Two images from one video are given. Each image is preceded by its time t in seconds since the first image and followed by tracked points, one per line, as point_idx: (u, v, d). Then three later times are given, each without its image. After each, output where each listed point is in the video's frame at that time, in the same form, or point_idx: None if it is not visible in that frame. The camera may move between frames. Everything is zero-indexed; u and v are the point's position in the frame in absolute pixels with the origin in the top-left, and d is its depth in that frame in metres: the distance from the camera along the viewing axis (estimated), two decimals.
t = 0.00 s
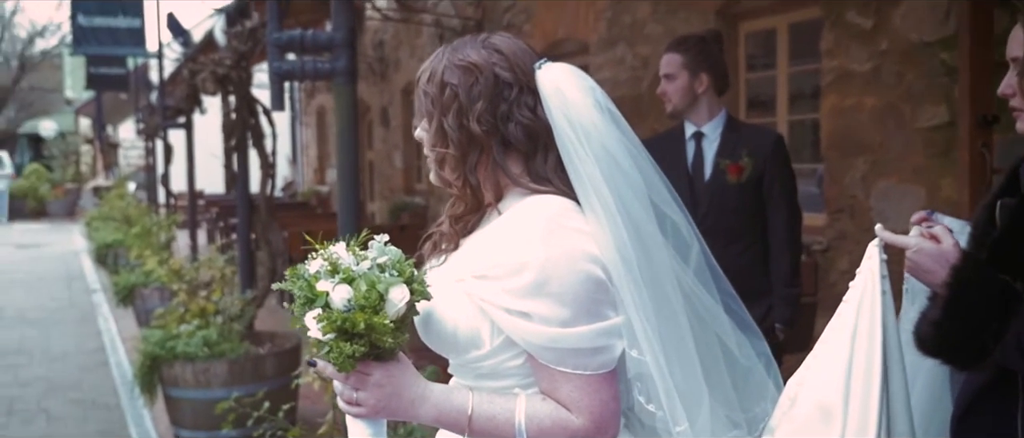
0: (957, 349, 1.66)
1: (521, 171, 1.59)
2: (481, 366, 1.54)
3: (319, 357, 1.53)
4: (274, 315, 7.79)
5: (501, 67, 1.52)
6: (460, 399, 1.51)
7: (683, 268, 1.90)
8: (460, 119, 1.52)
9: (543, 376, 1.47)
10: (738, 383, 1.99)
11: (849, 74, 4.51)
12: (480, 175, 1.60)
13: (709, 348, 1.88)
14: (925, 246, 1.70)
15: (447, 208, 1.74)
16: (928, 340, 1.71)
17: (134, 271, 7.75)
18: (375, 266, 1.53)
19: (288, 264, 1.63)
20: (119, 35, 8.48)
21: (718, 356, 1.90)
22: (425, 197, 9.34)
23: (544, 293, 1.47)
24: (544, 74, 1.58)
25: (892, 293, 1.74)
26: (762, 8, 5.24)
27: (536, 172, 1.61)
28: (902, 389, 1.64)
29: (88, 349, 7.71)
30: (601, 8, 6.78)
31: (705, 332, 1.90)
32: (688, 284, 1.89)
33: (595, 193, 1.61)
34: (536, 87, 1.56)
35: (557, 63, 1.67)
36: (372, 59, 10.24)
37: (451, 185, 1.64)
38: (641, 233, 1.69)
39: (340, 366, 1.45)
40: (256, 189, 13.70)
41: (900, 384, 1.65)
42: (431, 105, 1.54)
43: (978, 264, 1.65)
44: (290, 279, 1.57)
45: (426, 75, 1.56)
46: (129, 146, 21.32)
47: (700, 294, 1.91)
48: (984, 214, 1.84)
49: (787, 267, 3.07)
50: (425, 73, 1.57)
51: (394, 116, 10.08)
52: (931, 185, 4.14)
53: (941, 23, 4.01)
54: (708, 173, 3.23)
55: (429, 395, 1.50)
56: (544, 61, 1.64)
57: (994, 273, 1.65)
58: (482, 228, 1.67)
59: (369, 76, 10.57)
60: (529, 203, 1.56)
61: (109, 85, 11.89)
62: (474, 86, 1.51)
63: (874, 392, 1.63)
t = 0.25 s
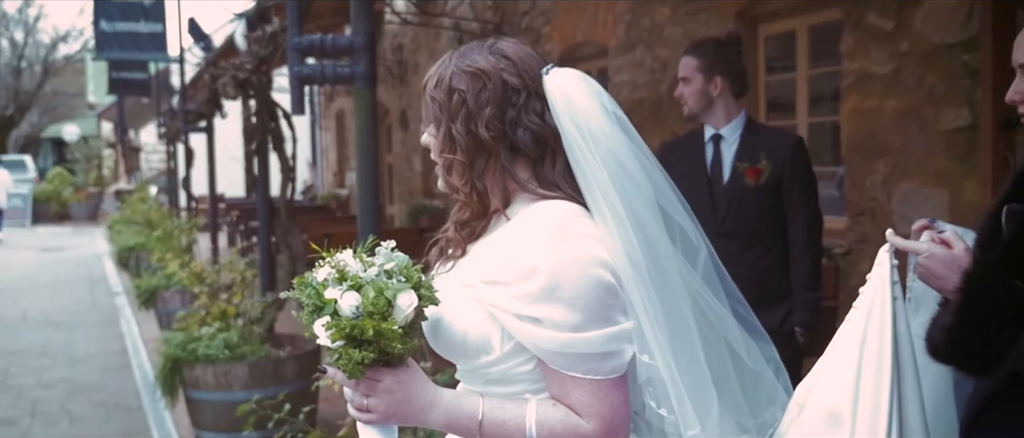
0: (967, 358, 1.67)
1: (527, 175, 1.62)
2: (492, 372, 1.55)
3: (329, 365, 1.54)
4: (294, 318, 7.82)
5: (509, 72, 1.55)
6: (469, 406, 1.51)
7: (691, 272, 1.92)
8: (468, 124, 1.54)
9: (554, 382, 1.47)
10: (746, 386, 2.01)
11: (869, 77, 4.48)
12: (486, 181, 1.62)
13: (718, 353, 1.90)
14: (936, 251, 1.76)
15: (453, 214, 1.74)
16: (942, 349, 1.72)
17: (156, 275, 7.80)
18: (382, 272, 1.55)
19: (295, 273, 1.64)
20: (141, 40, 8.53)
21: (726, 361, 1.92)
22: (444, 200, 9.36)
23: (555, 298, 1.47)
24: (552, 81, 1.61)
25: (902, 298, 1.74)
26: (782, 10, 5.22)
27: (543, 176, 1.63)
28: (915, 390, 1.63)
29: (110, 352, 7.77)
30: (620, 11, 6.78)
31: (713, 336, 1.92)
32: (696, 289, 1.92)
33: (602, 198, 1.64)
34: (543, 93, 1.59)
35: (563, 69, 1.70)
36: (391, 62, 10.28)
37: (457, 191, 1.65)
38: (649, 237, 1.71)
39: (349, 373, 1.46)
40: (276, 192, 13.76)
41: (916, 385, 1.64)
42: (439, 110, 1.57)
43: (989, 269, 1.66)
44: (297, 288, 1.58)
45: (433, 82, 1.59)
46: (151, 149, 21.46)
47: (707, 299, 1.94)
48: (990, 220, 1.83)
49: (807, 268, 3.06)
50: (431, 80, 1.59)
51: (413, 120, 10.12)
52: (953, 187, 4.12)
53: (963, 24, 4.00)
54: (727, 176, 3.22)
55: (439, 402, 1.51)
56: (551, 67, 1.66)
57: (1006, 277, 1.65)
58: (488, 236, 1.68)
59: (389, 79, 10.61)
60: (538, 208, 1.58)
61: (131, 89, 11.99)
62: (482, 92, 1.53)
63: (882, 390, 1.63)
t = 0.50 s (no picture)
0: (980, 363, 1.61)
1: (534, 180, 1.62)
2: (499, 377, 1.56)
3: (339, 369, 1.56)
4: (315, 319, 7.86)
5: (516, 78, 1.56)
6: (478, 409, 1.53)
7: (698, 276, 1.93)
8: (475, 128, 1.55)
9: (563, 386, 1.50)
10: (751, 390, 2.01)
11: (891, 79, 4.46)
12: (493, 186, 1.63)
13: (725, 357, 1.91)
14: (946, 255, 1.75)
15: (459, 219, 1.74)
16: (955, 354, 1.65)
17: (178, 276, 7.86)
18: (390, 276, 1.56)
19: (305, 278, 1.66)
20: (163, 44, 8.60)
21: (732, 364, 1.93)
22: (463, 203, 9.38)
23: (564, 303, 1.49)
24: (559, 85, 1.62)
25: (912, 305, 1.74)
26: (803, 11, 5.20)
27: (550, 181, 1.64)
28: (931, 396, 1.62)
29: (132, 352, 7.83)
30: (640, 14, 6.77)
31: (720, 339, 1.93)
32: (704, 292, 1.92)
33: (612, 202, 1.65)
34: (550, 98, 1.60)
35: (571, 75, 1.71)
36: (410, 65, 10.32)
37: (463, 196, 1.66)
38: (658, 242, 1.72)
39: (357, 377, 1.48)
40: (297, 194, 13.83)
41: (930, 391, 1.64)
42: (446, 116, 1.58)
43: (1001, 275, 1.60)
44: (306, 293, 1.60)
45: (440, 88, 1.60)
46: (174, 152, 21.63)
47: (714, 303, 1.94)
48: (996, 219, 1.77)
49: (828, 271, 3.03)
50: (438, 86, 1.60)
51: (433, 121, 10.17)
52: (977, 190, 4.10)
53: (987, 26, 3.97)
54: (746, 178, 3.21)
55: (448, 406, 1.53)
56: (558, 72, 1.67)
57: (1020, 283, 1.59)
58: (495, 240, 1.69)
59: (408, 82, 10.65)
60: (545, 214, 1.59)
61: (153, 92, 12.08)
62: (489, 97, 1.55)
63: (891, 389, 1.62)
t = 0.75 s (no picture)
0: (990, 368, 1.68)
1: (540, 184, 1.64)
2: (504, 382, 1.57)
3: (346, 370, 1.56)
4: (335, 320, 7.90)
5: (522, 83, 1.59)
6: (485, 413, 1.53)
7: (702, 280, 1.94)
8: (481, 133, 1.58)
9: (570, 391, 1.51)
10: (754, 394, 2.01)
11: (914, 81, 4.43)
12: (499, 190, 1.65)
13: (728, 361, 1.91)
14: (958, 261, 1.77)
15: (466, 224, 1.76)
16: (966, 358, 1.71)
17: (199, 276, 7.91)
18: (399, 279, 1.57)
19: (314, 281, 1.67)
20: (186, 45, 8.67)
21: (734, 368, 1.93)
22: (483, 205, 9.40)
23: (573, 306, 1.50)
24: (564, 92, 1.64)
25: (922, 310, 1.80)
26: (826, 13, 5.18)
27: (557, 186, 1.65)
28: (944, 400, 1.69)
29: (154, 352, 7.88)
30: (661, 15, 6.76)
31: (725, 343, 1.93)
32: (707, 296, 1.93)
33: (617, 206, 1.66)
34: (556, 103, 1.63)
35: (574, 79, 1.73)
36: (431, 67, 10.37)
37: (469, 200, 1.68)
38: (663, 247, 1.74)
39: (366, 378, 1.48)
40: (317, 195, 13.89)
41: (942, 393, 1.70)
42: (452, 121, 1.60)
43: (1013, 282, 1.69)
44: (316, 294, 1.61)
45: (446, 92, 1.63)
46: (195, 153, 21.78)
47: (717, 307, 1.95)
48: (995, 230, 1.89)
49: (848, 273, 3.01)
50: (444, 90, 1.63)
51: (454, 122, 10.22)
52: (1000, 193, 4.06)
53: (1012, 28, 3.94)
54: (765, 181, 3.20)
55: (454, 410, 1.52)
56: (563, 78, 1.69)
57: None
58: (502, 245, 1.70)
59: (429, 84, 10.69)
60: (552, 218, 1.60)
61: (176, 93, 12.17)
62: (496, 101, 1.57)
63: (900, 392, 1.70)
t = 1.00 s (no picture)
0: (1000, 373, 1.70)
1: (544, 187, 1.64)
2: (504, 386, 1.56)
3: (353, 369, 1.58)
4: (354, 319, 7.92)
5: (527, 86, 1.59)
6: (490, 417, 1.54)
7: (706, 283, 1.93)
8: (486, 136, 1.58)
9: (574, 395, 1.52)
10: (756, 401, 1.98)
11: (936, 83, 4.39)
12: (504, 193, 1.65)
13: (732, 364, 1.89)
14: (968, 267, 1.78)
15: (469, 226, 1.75)
16: (976, 364, 1.72)
17: (220, 275, 7.95)
18: (408, 280, 1.58)
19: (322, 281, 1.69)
20: (208, 46, 8.72)
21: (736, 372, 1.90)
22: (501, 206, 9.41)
23: (578, 310, 1.51)
24: (568, 94, 1.64)
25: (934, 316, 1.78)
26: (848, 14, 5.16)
27: (560, 190, 1.66)
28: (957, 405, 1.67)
29: (174, 350, 7.94)
30: (681, 17, 6.73)
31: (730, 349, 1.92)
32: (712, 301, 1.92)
33: (622, 211, 1.67)
34: (559, 107, 1.63)
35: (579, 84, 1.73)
36: (450, 69, 10.43)
37: (472, 203, 1.68)
38: (668, 251, 1.74)
39: (373, 378, 1.50)
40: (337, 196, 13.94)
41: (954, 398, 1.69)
42: (457, 124, 1.61)
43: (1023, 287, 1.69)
44: (325, 294, 1.62)
45: (450, 96, 1.63)
46: (216, 152, 21.92)
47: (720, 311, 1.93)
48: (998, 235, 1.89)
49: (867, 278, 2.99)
50: (448, 94, 1.63)
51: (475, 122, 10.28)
52: None
53: None
54: (783, 183, 3.19)
55: (459, 412, 1.54)
56: (567, 82, 1.70)
57: None
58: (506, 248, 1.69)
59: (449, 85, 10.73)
60: (557, 222, 1.61)
61: (198, 94, 12.25)
62: (501, 105, 1.57)
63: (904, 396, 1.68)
